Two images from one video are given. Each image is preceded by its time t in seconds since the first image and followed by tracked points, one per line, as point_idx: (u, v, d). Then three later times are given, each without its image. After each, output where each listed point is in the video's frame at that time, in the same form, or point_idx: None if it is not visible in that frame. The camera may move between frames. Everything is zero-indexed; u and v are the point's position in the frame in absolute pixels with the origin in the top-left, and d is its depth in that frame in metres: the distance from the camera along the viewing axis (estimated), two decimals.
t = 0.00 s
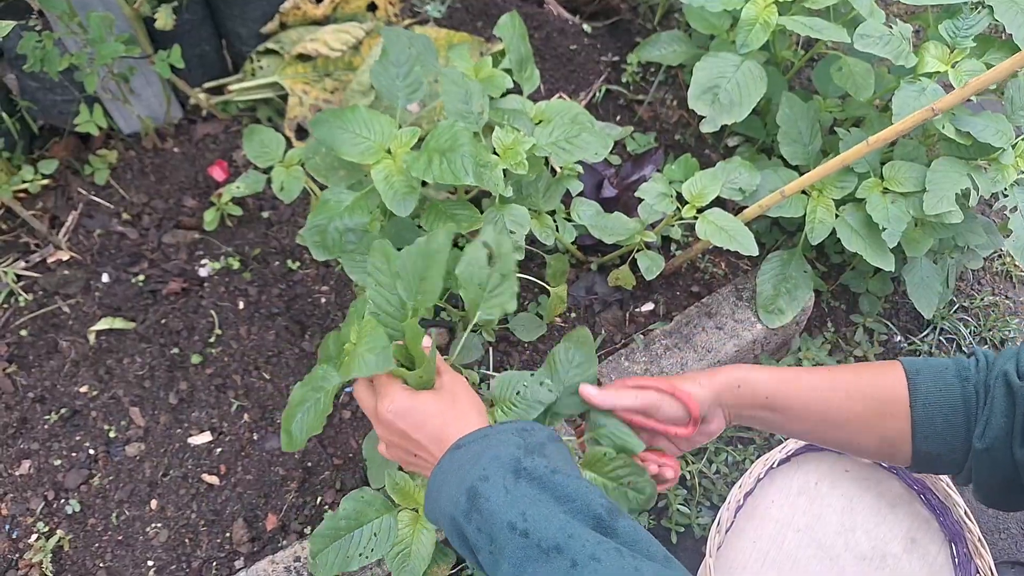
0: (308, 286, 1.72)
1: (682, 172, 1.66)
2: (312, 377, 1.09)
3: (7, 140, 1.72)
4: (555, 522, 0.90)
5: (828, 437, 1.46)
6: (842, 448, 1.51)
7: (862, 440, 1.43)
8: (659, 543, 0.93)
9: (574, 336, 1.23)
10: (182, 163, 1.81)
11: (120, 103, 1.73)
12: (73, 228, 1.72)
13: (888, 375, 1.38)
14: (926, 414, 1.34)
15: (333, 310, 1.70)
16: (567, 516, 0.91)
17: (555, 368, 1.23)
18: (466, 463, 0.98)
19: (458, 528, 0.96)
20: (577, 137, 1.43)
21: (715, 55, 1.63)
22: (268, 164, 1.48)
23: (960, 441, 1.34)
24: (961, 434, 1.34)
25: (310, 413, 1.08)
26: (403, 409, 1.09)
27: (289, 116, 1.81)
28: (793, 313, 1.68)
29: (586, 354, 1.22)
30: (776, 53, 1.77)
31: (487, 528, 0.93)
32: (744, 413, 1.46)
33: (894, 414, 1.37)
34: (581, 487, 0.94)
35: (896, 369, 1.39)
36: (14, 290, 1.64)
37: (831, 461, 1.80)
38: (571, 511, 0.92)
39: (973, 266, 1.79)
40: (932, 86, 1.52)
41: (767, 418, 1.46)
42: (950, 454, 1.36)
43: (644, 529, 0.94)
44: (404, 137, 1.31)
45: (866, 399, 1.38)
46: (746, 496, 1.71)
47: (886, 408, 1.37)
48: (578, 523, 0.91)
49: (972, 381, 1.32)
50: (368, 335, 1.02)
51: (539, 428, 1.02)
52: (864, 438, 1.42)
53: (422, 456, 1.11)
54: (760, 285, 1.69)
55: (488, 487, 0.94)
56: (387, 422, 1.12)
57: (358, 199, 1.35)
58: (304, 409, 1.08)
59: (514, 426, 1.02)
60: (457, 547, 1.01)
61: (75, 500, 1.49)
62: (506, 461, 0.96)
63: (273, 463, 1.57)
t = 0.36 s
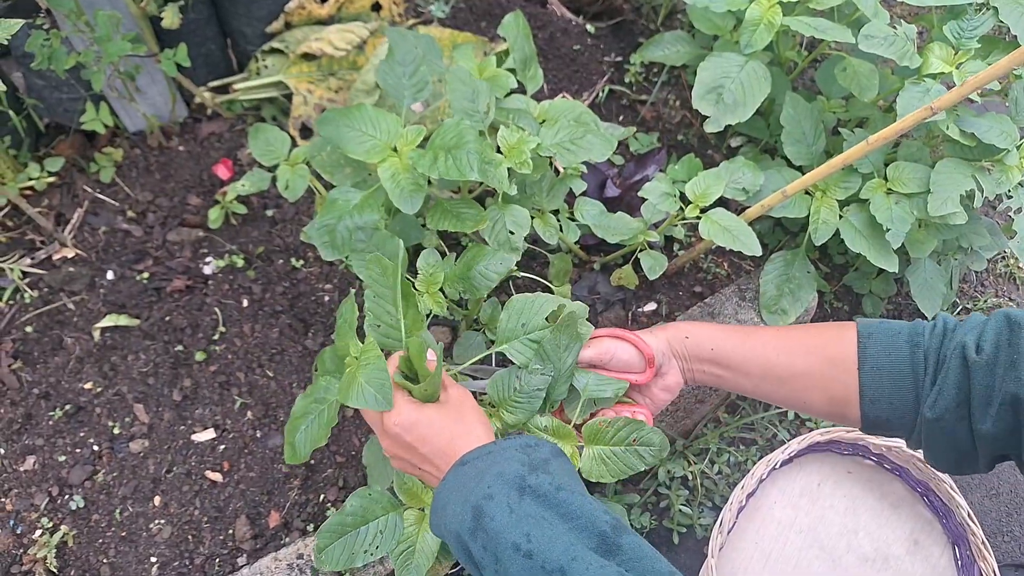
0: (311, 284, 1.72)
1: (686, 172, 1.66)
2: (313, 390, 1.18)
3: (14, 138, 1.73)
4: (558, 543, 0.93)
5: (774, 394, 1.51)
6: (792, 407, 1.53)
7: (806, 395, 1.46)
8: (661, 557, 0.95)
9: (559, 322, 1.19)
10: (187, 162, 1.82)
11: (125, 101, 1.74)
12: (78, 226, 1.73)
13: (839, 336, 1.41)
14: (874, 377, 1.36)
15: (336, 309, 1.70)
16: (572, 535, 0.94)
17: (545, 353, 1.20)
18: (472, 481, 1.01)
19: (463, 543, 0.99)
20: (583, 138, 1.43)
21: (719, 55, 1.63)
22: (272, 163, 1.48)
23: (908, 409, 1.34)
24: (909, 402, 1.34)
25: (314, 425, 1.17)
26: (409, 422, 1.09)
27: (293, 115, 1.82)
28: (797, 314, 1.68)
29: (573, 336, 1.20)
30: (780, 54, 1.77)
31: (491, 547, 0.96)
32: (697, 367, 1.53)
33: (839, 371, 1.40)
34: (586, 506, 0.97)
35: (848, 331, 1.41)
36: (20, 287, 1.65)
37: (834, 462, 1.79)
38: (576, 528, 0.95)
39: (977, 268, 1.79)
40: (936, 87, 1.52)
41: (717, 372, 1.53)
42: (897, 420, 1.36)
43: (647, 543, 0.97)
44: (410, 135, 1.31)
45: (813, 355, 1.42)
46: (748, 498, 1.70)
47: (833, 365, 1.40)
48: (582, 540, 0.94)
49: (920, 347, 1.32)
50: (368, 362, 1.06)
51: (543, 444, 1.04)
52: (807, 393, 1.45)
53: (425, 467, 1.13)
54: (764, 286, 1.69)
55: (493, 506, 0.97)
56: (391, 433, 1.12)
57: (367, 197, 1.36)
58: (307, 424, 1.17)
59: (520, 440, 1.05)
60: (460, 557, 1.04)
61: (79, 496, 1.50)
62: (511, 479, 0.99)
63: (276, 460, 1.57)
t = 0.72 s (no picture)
0: (312, 287, 1.72)
1: (686, 175, 1.66)
2: (330, 384, 1.16)
3: (15, 141, 1.73)
4: (572, 548, 0.94)
5: (788, 414, 1.51)
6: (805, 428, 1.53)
7: (819, 416, 1.46)
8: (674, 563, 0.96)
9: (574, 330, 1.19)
10: (188, 165, 1.82)
11: (127, 105, 1.74)
12: (79, 229, 1.73)
13: (849, 356, 1.42)
14: (883, 396, 1.36)
15: (337, 312, 1.70)
16: (588, 540, 0.95)
17: (555, 359, 1.20)
18: (491, 480, 1.00)
19: (477, 541, 1.00)
20: (584, 141, 1.43)
21: (719, 58, 1.63)
22: (273, 166, 1.48)
23: (916, 426, 1.34)
24: (918, 420, 1.34)
25: (332, 415, 1.14)
26: (438, 414, 1.07)
27: (294, 118, 1.82)
28: (797, 317, 1.68)
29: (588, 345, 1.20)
30: (780, 57, 1.77)
31: (508, 550, 0.96)
32: (712, 387, 1.53)
33: (850, 390, 1.40)
34: (602, 512, 0.98)
35: (858, 350, 1.42)
36: (21, 290, 1.66)
37: (834, 466, 1.80)
38: (591, 534, 0.96)
39: (978, 270, 1.79)
40: (936, 90, 1.52)
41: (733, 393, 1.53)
42: (905, 437, 1.36)
43: (660, 548, 0.98)
44: (412, 139, 1.32)
45: (825, 377, 1.43)
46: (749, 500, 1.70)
47: (845, 386, 1.41)
48: (598, 546, 0.95)
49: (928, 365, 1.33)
50: (392, 352, 1.05)
51: (561, 447, 1.03)
52: (820, 412, 1.45)
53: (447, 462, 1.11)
54: (763, 289, 1.69)
55: (512, 508, 0.97)
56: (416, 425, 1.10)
57: (366, 201, 1.36)
58: (324, 414, 1.14)
59: (537, 441, 1.04)
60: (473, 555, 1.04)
61: (79, 499, 1.50)
62: (530, 483, 0.98)
63: (277, 463, 1.57)
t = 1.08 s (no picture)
0: (309, 289, 1.72)
1: (683, 175, 1.67)
2: (317, 375, 1.11)
3: (10, 144, 1.73)
4: (568, 537, 0.94)
5: (777, 422, 1.50)
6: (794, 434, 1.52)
7: (808, 423, 1.46)
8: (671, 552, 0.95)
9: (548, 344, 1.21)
10: (184, 167, 1.82)
11: (122, 107, 1.74)
12: (75, 231, 1.73)
13: (835, 362, 1.42)
14: (871, 400, 1.36)
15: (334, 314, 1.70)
16: (584, 529, 0.95)
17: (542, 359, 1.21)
18: (489, 469, 1.01)
19: (474, 530, 1.00)
20: (580, 142, 1.43)
21: (714, 59, 1.63)
22: (270, 168, 1.48)
23: (904, 429, 1.35)
24: (906, 424, 1.34)
25: (321, 410, 1.10)
26: (435, 406, 1.07)
27: (291, 120, 1.82)
28: (794, 317, 1.68)
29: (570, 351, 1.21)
30: (776, 58, 1.78)
31: (503, 539, 0.97)
32: (699, 397, 1.54)
33: (837, 396, 1.40)
34: (598, 501, 0.98)
35: (843, 355, 1.42)
36: (17, 293, 1.65)
37: (832, 465, 1.80)
38: (587, 523, 0.95)
39: (973, 269, 1.79)
40: (931, 89, 1.52)
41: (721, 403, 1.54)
42: (894, 440, 1.36)
43: (656, 537, 0.97)
44: (408, 139, 1.32)
45: (810, 383, 1.43)
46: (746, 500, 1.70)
47: (832, 391, 1.41)
48: (593, 536, 0.95)
49: (914, 365, 1.33)
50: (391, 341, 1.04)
51: (559, 437, 1.04)
52: (808, 420, 1.45)
53: (442, 450, 1.12)
54: (760, 289, 1.69)
55: (508, 498, 0.98)
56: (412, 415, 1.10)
57: (363, 202, 1.35)
58: (314, 408, 1.10)
59: (535, 432, 1.04)
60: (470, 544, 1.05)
61: (76, 503, 1.50)
62: (526, 472, 0.99)
63: (274, 466, 1.57)
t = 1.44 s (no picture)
0: (311, 287, 1.73)
1: (684, 174, 1.67)
2: (253, 425, 1.08)
3: (14, 142, 1.73)
4: (546, 557, 0.98)
5: (794, 390, 1.48)
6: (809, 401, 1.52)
7: (824, 391, 1.45)
8: (646, 554, 1.02)
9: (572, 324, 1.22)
10: (187, 165, 1.82)
11: (125, 106, 1.75)
12: (78, 229, 1.73)
13: (853, 335, 1.39)
14: (890, 371, 1.35)
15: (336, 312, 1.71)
16: (561, 546, 0.99)
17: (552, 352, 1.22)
18: (457, 495, 1.03)
19: (448, 557, 1.02)
20: (581, 140, 1.44)
21: (716, 58, 1.64)
22: (272, 166, 1.49)
23: (919, 404, 1.35)
24: (921, 399, 1.34)
25: (264, 458, 1.06)
26: (390, 432, 1.09)
27: (293, 119, 1.83)
28: (795, 315, 1.69)
29: (584, 339, 1.22)
30: (777, 57, 1.78)
31: (479, 563, 0.99)
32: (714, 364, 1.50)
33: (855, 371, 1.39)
34: (571, 513, 1.02)
35: (861, 327, 1.40)
36: (20, 290, 1.66)
37: (832, 464, 1.80)
38: (565, 539, 1.00)
39: (974, 268, 1.79)
40: (932, 88, 1.53)
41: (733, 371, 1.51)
42: (909, 415, 1.37)
43: (636, 545, 1.03)
44: (409, 138, 1.32)
45: (827, 359, 1.41)
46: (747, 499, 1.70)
47: (849, 365, 1.39)
48: (572, 551, 0.99)
49: (932, 341, 1.33)
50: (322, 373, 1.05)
51: (528, 450, 1.07)
52: (827, 387, 1.44)
53: (410, 480, 1.11)
54: (761, 287, 1.69)
55: (479, 524, 1.00)
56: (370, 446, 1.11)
57: (366, 200, 1.36)
58: (257, 459, 1.06)
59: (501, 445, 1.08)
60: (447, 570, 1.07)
61: (79, 499, 1.50)
62: (497, 492, 1.02)
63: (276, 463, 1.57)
